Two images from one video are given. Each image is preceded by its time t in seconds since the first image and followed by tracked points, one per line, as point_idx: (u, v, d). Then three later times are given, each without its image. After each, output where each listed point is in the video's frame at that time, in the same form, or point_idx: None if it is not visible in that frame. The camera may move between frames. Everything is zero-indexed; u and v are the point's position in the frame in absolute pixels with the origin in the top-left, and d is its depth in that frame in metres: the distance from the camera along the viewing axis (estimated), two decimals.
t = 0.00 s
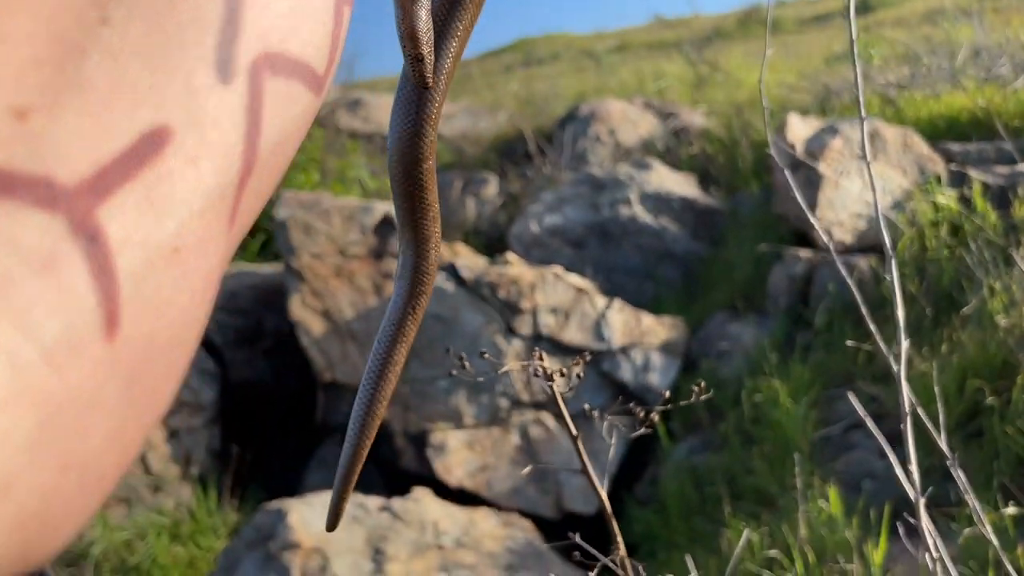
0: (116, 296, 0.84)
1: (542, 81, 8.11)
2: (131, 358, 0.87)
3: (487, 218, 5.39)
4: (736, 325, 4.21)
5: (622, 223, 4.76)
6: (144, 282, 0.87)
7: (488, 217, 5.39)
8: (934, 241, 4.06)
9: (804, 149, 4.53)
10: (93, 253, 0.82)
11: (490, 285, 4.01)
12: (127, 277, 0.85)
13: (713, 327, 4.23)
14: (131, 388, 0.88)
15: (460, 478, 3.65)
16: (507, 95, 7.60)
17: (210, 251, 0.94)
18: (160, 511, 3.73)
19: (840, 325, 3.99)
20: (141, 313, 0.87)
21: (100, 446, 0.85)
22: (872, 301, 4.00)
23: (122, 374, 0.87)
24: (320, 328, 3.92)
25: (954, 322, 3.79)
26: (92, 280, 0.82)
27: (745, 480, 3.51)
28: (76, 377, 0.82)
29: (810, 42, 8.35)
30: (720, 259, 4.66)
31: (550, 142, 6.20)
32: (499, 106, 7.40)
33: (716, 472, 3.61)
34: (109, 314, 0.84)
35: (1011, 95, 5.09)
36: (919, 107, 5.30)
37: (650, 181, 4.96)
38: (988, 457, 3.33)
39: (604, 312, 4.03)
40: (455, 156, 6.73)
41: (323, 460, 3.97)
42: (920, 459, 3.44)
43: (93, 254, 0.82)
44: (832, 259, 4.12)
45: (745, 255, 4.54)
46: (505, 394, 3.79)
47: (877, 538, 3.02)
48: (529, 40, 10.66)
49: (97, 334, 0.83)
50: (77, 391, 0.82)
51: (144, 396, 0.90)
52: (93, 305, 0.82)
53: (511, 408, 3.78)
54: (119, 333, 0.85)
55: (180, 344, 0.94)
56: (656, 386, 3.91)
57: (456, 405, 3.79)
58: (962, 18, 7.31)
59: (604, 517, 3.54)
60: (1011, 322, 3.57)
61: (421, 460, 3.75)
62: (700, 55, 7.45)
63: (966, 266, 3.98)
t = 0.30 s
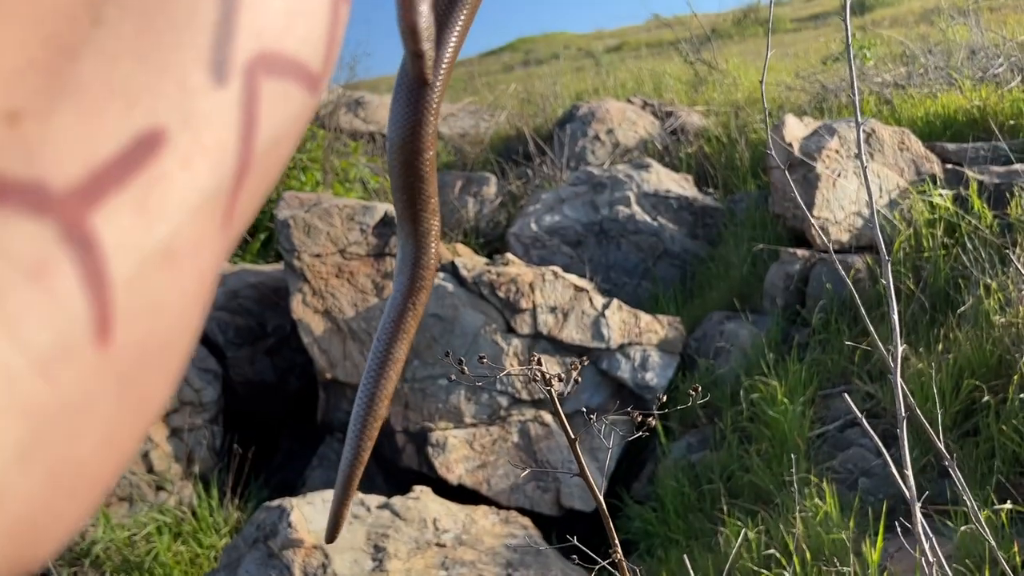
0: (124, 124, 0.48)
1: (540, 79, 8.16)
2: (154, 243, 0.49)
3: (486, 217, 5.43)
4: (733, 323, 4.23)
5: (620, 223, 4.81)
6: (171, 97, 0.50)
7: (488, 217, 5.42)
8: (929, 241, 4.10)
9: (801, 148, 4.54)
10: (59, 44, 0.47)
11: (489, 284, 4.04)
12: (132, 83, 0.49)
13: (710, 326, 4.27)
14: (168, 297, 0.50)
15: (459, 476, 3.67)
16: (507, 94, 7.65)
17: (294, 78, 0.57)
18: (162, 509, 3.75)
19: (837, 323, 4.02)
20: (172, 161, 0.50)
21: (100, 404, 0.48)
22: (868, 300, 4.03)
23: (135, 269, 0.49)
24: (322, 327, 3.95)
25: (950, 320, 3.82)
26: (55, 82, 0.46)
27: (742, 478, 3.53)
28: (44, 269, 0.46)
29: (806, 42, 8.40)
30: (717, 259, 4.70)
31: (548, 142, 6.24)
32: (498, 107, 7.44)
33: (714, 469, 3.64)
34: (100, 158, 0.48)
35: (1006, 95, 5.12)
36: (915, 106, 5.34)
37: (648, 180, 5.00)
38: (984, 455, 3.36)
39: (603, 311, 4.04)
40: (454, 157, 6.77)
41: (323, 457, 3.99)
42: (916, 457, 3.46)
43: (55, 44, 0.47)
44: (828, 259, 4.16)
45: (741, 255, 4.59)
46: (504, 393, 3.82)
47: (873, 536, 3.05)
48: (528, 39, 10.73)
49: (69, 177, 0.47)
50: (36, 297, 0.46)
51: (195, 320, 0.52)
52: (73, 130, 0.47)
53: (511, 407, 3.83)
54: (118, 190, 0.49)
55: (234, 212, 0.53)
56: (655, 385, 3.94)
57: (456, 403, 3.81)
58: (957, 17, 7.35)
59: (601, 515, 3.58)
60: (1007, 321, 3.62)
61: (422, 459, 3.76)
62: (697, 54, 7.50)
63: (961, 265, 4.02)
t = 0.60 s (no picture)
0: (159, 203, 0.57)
1: (537, 86, 8.17)
2: (188, 307, 0.59)
3: (483, 226, 5.43)
4: (728, 332, 4.24)
5: (616, 231, 4.81)
6: (201, 170, 0.60)
7: (485, 226, 5.42)
8: (924, 250, 4.11)
9: (796, 158, 4.56)
10: (103, 132, 0.55)
11: (485, 293, 4.02)
12: (168, 167, 0.58)
13: (706, 335, 4.28)
14: (203, 354, 0.60)
15: (456, 486, 3.68)
16: (503, 102, 7.66)
17: (303, 152, 0.68)
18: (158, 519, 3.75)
19: (832, 332, 4.03)
20: (202, 231, 0.60)
21: (142, 473, 0.56)
22: (864, 310, 4.03)
23: (170, 333, 0.58)
24: (318, 337, 3.96)
25: (945, 329, 3.84)
26: (102, 168, 0.55)
27: (739, 488, 3.54)
28: (88, 345, 0.55)
29: (801, 51, 8.43)
30: (713, 267, 4.71)
31: (545, 150, 6.26)
32: (494, 115, 7.45)
33: (710, 478, 3.65)
34: (137, 229, 0.56)
35: (1000, 103, 5.15)
36: (910, 114, 5.35)
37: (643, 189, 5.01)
38: (979, 464, 3.37)
39: (599, 321, 4.06)
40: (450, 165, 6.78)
41: (320, 467, 4.00)
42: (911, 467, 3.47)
43: (99, 128, 0.55)
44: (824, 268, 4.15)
45: (737, 263, 4.60)
46: (501, 403, 3.82)
47: (869, 546, 3.06)
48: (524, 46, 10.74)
49: (108, 250, 0.56)
50: (88, 374, 0.54)
51: (226, 370, 0.62)
52: (115, 209, 0.56)
53: (507, 416, 3.82)
54: (157, 260, 0.58)
55: (254, 275, 0.64)
56: (651, 394, 3.95)
57: (453, 413, 3.79)
58: (951, 25, 7.38)
59: (598, 526, 3.59)
60: (1001, 330, 3.63)
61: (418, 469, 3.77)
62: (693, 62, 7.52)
63: (956, 274, 4.03)
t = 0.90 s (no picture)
0: (222, 393, 0.53)
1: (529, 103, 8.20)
2: (254, 500, 0.54)
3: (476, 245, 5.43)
4: (720, 352, 4.25)
5: (608, 250, 4.82)
6: (271, 350, 0.56)
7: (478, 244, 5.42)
8: (915, 271, 4.12)
9: (787, 179, 4.59)
10: (174, 324, 0.52)
11: (477, 315, 4.05)
12: (232, 354, 0.54)
13: (698, 355, 4.29)
14: (273, 549, 0.55)
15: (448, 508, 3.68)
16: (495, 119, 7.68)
17: (366, 297, 0.64)
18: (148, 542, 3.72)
19: (823, 353, 4.04)
20: (268, 417, 0.55)
21: None
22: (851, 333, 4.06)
23: (237, 531, 0.53)
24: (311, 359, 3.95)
25: (935, 352, 3.86)
26: (176, 360, 0.52)
27: (731, 510, 3.55)
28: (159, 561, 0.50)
29: (790, 69, 8.49)
30: (705, 286, 4.72)
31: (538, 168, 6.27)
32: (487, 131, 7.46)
33: (702, 501, 3.66)
34: (206, 426, 0.52)
35: (989, 124, 5.20)
36: (900, 135, 5.39)
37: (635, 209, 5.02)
38: (970, 486, 3.39)
39: (592, 342, 4.03)
40: (444, 183, 6.79)
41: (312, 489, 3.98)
42: (901, 489, 3.49)
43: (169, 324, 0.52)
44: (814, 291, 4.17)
45: (729, 283, 4.61)
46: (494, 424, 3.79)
47: (861, 569, 3.06)
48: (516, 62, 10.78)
49: (177, 455, 0.51)
50: None
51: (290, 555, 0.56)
52: (188, 402, 0.52)
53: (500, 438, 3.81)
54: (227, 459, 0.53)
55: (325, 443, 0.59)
56: (643, 416, 3.97)
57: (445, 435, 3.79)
58: (940, 44, 7.44)
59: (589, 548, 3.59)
60: (991, 353, 3.65)
61: (409, 490, 3.75)
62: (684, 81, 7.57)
63: (946, 296, 4.05)
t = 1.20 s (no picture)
0: (219, 521, 0.66)
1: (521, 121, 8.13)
2: None
3: (467, 265, 5.36)
4: (715, 377, 4.19)
5: (601, 271, 4.71)
6: (259, 493, 0.69)
7: (469, 264, 5.35)
8: (910, 294, 4.06)
9: (781, 201, 4.54)
10: (162, 468, 0.64)
11: (468, 341, 4.00)
12: (233, 493, 0.67)
13: (693, 378, 4.22)
14: None
15: (437, 538, 3.60)
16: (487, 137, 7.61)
17: (356, 426, 0.79)
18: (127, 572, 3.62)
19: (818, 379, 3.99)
20: (258, 551, 0.68)
21: None
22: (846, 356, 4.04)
23: None
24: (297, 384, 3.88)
25: (931, 377, 3.79)
26: (166, 501, 0.64)
27: (726, 540, 3.48)
28: None
29: (785, 87, 8.44)
30: (700, 308, 4.64)
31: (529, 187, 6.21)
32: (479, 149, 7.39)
33: (696, 531, 3.59)
34: None
35: (983, 144, 5.17)
36: (894, 154, 5.36)
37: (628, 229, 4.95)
38: (967, 514, 3.31)
39: (583, 365, 3.99)
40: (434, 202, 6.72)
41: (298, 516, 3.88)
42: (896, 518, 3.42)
43: (158, 460, 0.64)
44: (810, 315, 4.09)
45: (723, 305, 4.52)
46: (483, 451, 3.73)
47: None
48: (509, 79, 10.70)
49: None
50: None
51: None
52: (180, 542, 0.64)
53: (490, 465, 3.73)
54: None
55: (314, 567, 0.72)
56: (635, 442, 3.89)
57: (433, 463, 3.74)
58: (935, 63, 7.41)
59: None
60: (987, 379, 3.57)
61: (395, 518, 3.69)
62: (677, 99, 7.53)
63: (942, 319, 3.98)
